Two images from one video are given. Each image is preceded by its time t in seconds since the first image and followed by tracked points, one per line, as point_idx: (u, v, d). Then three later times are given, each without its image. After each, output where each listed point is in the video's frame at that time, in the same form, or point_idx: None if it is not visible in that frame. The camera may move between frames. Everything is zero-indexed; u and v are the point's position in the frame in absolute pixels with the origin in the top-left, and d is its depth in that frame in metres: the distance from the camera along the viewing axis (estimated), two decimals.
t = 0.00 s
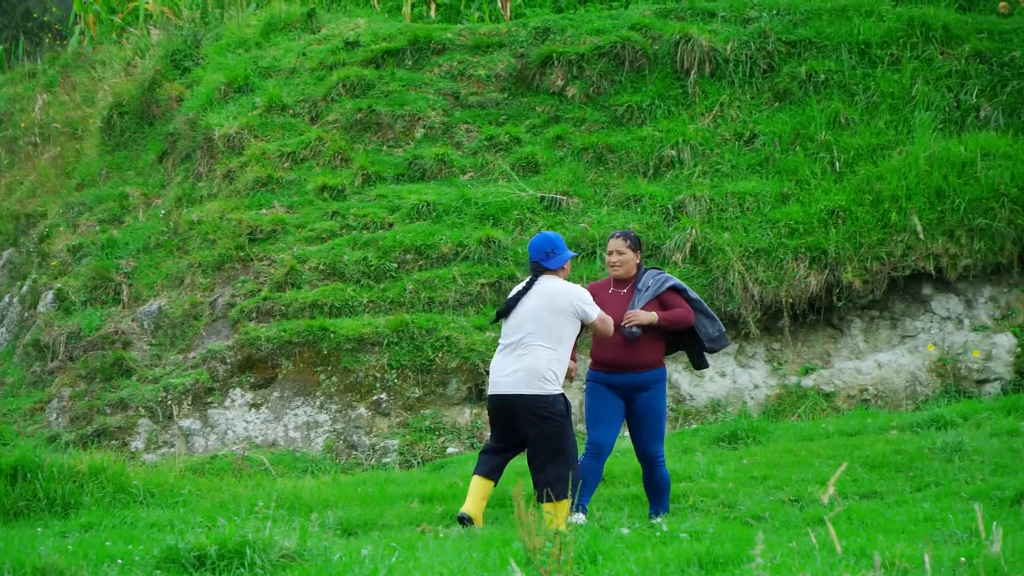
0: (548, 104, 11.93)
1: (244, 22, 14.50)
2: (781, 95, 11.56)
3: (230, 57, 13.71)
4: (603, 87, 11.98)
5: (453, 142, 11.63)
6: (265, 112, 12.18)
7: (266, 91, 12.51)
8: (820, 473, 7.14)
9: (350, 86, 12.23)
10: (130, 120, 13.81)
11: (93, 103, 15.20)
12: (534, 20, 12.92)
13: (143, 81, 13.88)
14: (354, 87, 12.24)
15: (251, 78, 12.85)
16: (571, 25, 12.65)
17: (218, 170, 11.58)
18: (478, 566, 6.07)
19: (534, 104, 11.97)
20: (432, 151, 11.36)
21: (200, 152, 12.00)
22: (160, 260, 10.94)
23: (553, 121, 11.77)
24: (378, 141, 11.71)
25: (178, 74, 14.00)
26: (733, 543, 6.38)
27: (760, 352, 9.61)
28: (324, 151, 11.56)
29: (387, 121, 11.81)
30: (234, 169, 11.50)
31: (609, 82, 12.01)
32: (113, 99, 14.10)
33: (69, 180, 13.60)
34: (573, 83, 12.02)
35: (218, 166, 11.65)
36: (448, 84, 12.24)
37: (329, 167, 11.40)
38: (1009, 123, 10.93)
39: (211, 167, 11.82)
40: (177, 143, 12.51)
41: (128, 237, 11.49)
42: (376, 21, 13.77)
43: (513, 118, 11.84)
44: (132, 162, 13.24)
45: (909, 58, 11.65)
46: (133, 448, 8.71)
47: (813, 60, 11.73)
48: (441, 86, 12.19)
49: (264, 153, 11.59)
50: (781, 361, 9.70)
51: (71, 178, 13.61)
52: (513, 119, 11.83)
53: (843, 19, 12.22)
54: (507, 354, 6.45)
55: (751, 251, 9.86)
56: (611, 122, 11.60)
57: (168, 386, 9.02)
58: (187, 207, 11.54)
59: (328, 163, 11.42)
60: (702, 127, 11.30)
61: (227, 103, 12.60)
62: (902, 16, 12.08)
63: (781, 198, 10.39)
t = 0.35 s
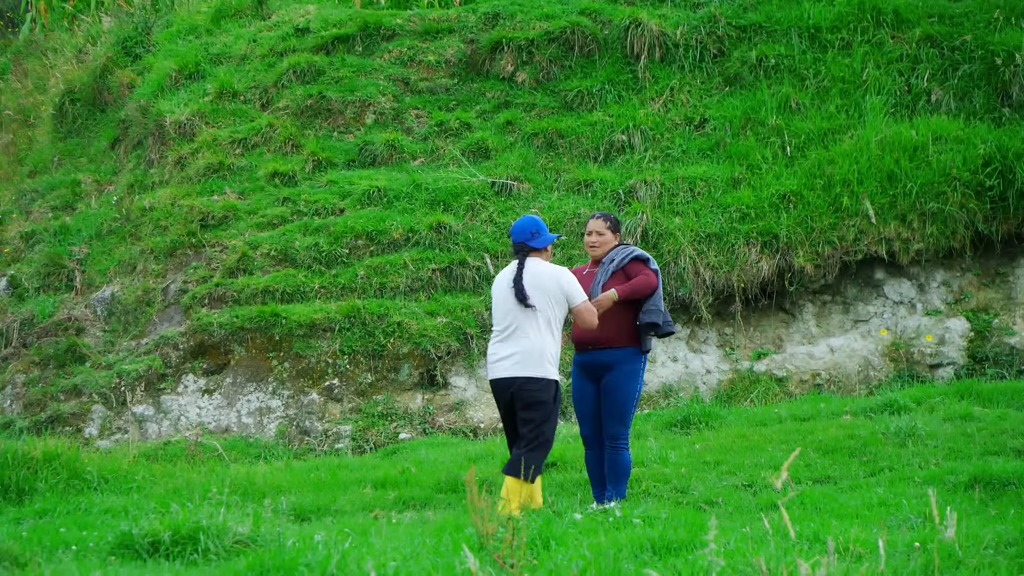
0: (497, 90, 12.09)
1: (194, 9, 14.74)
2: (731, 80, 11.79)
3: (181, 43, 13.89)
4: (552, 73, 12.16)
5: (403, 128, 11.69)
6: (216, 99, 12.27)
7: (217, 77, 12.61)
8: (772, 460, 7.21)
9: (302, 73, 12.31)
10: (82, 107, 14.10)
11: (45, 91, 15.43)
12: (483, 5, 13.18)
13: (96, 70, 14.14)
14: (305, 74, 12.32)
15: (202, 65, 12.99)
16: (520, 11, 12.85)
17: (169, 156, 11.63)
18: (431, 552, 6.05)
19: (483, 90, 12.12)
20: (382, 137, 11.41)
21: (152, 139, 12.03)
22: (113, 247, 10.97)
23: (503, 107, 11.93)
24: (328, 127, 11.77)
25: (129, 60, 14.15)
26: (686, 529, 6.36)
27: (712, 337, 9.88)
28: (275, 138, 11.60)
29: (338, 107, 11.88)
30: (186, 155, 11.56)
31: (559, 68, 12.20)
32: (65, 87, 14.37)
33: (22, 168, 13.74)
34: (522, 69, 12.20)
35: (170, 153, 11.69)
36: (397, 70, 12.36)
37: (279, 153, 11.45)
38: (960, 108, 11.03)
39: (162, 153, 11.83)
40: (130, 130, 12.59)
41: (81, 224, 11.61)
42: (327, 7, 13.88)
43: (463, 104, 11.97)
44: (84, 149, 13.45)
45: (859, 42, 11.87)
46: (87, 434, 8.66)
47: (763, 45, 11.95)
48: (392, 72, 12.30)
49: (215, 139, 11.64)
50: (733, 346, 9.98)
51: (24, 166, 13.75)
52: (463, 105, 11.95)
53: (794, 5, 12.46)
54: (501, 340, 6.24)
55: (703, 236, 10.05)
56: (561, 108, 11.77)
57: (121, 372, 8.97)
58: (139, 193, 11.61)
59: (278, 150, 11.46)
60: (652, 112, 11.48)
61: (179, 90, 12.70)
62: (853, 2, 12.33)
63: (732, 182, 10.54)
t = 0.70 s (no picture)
0: (485, 89, 12.09)
1: (182, 9, 14.80)
2: (719, 78, 11.80)
3: (169, 42, 13.94)
4: (540, 72, 12.16)
5: (391, 127, 11.70)
6: (204, 98, 12.29)
7: (205, 77, 12.64)
8: (760, 458, 7.21)
9: (289, 72, 12.35)
10: (70, 106, 14.08)
11: (32, 89, 15.46)
12: (472, 4, 13.20)
13: (84, 69, 14.20)
14: (293, 73, 12.37)
15: (190, 64, 13.02)
16: (508, 10, 12.88)
17: (157, 155, 11.66)
18: (418, 551, 6.08)
19: (471, 89, 12.13)
20: (370, 136, 11.40)
21: (140, 138, 12.06)
22: (100, 246, 10.98)
23: (491, 106, 11.92)
24: (316, 126, 11.79)
25: (118, 60, 14.21)
26: (673, 527, 6.37)
27: (699, 337, 9.91)
28: (263, 136, 11.61)
29: (325, 106, 11.90)
30: (174, 155, 11.58)
31: (546, 67, 12.21)
32: (52, 86, 14.38)
33: (10, 167, 13.76)
34: (510, 68, 12.21)
35: (158, 152, 11.72)
36: (385, 69, 12.39)
37: (267, 152, 11.46)
38: (948, 106, 11.06)
39: (150, 152, 11.87)
40: (118, 129, 12.62)
41: (68, 223, 11.63)
42: (316, 7, 13.90)
43: (450, 103, 11.97)
44: (72, 148, 13.46)
45: (847, 41, 11.89)
46: (74, 433, 8.71)
47: (750, 44, 11.97)
48: (380, 71, 12.33)
49: (203, 139, 11.68)
50: (721, 345, 10.01)
51: (11, 165, 13.77)
52: (450, 104, 11.96)
53: (781, 4, 12.48)
54: (514, 338, 6.36)
55: (690, 235, 10.07)
56: (548, 107, 11.77)
57: (109, 371, 9.01)
58: (127, 191, 11.60)
59: (266, 149, 11.48)
60: (639, 111, 11.47)
61: (167, 89, 12.74)
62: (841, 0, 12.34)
63: (720, 181, 10.57)
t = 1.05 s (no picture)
0: (442, 78, 12.09)
1: None
2: (676, 68, 11.82)
3: (126, 30, 13.95)
4: (497, 61, 12.16)
5: (348, 116, 11.71)
6: (162, 86, 12.28)
7: (162, 64, 12.64)
8: (716, 448, 7.20)
9: (246, 60, 12.38)
10: (28, 93, 14.02)
11: None
12: None
13: (41, 56, 14.23)
14: (250, 62, 12.40)
15: (148, 52, 13.06)
16: None
17: (115, 143, 11.65)
18: (373, 540, 6.07)
19: (428, 77, 12.13)
20: (327, 124, 11.40)
21: (98, 126, 12.07)
22: (58, 233, 10.99)
23: (447, 95, 11.91)
24: (273, 115, 11.80)
25: (76, 49, 14.35)
26: (628, 517, 6.35)
27: (655, 327, 9.93)
28: (219, 125, 11.59)
29: (282, 94, 11.90)
30: (131, 143, 11.57)
31: (503, 56, 12.20)
32: (8, 73, 14.38)
33: None
34: (467, 56, 12.21)
35: (115, 140, 11.71)
36: (342, 58, 12.42)
37: (223, 140, 11.43)
38: (905, 97, 11.02)
39: (108, 140, 11.91)
40: (76, 116, 12.64)
41: (26, 211, 11.62)
42: None
43: (407, 92, 11.98)
44: (29, 136, 13.37)
45: (804, 31, 11.87)
46: (31, 421, 8.72)
47: (708, 33, 11.99)
48: (337, 60, 12.37)
49: (161, 127, 11.64)
50: (676, 335, 10.05)
51: None
52: (407, 93, 11.96)
53: None
54: (500, 337, 6.29)
55: (646, 224, 10.06)
56: (505, 96, 11.76)
57: (65, 358, 9.02)
58: (85, 179, 11.65)
59: (223, 137, 11.46)
60: (596, 101, 11.45)
61: (125, 77, 12.79)
62: None
63: (676, 171, 10.59)
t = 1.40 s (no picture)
0: (401, 76, 12.09)
1: None
2: (635, 66, 11.85)
3: (87, 29, 13.98)
4: (456, 59, 12.18)
5: (307, 113, 11.70)
6: (122, 84, 12.33)
7: (123, 63, 12.65)
8: (675, 446, 7.21)
9: (206, 59, 12.40)
10: None
11: None
12: None
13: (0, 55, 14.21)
14: (210, 60, 12.41)
15: (108, 51, 13.10)
16: None
17: (75, 142, 11.65)
18: (332, 538, 6.01)
19: (387, 75, 12.13)
20: (286, 122, 11.40)
21: (58, 125, 12.07)
22: (18, 232, 10.94)
23: (406, 93, 11.91)
24: (232, 113, 11.80)
25: (37, 48, 14.37)
26: (589, 515, 6.30)
27: (615, 326, 9.88)
28: (179, 123, 11.60)
29: (242, 92, 11.91)
30: (92, 141, 11.56)
31: (462, 54, 12.24)
32: None
33: None
34: (426, 54, 12.24)
35: (76, 138, 11.71)
36: (302, 56, 12.43)
37: (183, 139, 11.43)
38: (865, 94, 11.19)
39: (69, 139, 11.92)
40: (36, 115, 12.63)
41: None
42: None
43: (367, 90, 11.96)
44: None
45: (763, 29, 12.01)
46: None
47: (667, 31, 12.06)
48: (296, 58, 12.37)
49: (121, 125, 11.66)
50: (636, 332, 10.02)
51: None
52: (367, 91, 11.94)
53: None
54: (467, 336, 6.28)
55: (605, 221, 10.03)
56: (464, 94, 11.76)
57: (25, 357, 8.96)
58: (45, 178, 11.62)
59: (183, 135, 11.46)
60: (555, 99, 11.44)
61: (85, 76, 12.80)
62: None
63: (635, 168, 10.57)
